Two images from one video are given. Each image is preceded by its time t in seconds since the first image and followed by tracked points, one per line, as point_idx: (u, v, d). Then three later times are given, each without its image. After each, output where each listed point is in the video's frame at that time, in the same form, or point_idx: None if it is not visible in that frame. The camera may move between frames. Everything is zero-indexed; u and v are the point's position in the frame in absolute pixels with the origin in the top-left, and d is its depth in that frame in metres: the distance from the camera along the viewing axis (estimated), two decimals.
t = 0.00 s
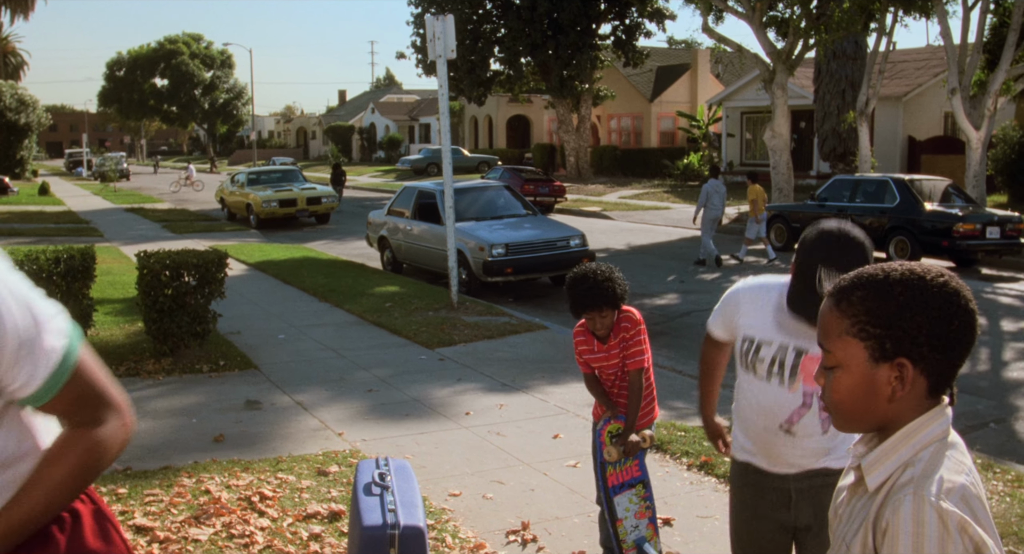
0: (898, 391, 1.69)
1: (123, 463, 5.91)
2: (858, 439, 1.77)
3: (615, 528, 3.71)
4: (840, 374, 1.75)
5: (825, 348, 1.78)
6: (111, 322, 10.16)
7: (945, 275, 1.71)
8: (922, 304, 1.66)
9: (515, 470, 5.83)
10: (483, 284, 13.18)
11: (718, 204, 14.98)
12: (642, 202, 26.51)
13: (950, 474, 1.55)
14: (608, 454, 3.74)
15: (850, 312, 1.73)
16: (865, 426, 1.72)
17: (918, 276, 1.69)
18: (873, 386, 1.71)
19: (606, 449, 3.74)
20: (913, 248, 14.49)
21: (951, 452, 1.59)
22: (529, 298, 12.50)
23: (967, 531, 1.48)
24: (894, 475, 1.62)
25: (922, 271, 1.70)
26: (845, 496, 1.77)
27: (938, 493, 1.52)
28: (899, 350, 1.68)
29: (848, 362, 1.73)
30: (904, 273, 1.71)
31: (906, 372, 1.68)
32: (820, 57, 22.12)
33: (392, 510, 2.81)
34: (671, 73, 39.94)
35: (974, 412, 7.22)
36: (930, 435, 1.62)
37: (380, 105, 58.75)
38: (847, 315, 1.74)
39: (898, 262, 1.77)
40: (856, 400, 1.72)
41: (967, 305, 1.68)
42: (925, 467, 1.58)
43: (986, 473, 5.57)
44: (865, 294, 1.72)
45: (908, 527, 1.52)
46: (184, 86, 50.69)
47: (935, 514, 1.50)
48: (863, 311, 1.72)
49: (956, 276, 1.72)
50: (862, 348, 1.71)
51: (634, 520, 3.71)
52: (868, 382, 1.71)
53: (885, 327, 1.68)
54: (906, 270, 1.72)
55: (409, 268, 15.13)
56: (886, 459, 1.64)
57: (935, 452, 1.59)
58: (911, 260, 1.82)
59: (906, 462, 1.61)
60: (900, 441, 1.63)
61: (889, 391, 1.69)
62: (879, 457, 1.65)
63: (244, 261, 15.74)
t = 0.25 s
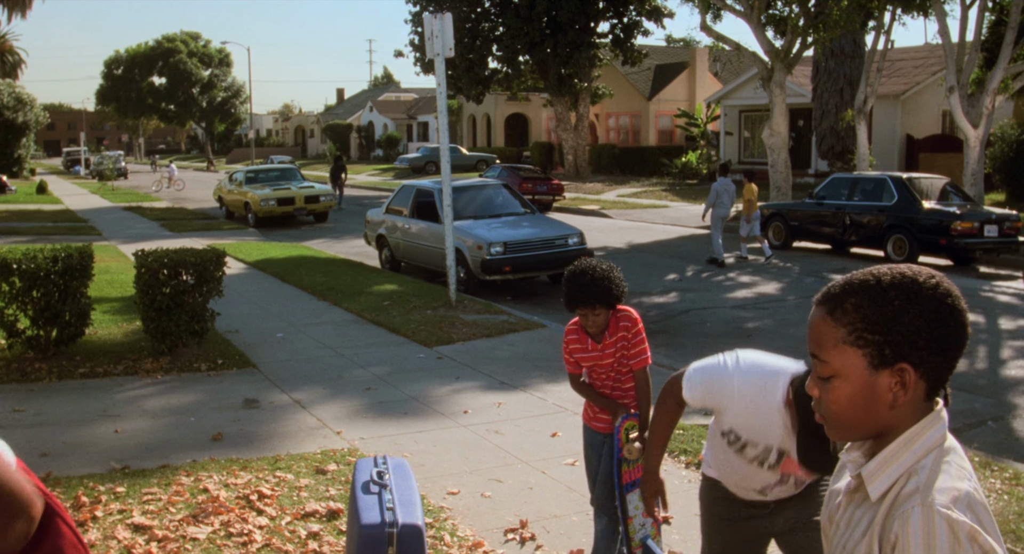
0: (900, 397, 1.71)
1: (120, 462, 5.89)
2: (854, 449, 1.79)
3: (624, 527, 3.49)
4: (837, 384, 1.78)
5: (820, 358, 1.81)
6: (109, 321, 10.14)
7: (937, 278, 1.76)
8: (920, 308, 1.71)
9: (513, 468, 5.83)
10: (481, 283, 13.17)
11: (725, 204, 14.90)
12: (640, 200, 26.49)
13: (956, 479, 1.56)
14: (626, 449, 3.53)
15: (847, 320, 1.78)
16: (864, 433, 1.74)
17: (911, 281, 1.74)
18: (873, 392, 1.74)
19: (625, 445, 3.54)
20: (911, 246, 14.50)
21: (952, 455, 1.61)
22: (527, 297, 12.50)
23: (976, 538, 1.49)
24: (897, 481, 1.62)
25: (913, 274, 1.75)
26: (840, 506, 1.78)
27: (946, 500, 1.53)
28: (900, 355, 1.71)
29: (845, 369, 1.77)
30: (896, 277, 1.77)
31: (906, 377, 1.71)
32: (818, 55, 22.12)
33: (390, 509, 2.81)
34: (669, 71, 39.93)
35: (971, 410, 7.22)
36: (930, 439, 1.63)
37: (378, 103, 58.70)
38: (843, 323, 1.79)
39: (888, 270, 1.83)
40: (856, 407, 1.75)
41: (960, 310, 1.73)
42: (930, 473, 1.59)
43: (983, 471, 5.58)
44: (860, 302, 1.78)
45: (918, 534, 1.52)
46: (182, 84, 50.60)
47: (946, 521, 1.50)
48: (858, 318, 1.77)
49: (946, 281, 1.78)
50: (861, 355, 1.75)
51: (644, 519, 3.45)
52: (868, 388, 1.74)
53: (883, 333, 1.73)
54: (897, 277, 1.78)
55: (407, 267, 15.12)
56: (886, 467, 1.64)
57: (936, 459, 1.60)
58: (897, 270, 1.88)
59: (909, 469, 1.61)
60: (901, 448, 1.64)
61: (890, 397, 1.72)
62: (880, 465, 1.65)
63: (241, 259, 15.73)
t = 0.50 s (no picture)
0: (881, 392, 1.52)
1: (119, 460, 5.90)
2: (823, 452, 1.57)
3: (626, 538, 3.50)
4: (817, 380, 1.55)
5: (795, 354, 1.58)
6: (108, 320, 10.14)
7: (912, 275, 1.59)
8: (901, 302, 1.53)
9: (512, 467, 5.83)
10: (480, 282, 13.17)
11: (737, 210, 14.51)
12: (639, 199, 26.55)
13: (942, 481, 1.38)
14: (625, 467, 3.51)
15: (825, 314, 1.55)
16: (839, 435, 1.52)
17: (889, 276, 1.56)
18: (854, 390, 1.53)
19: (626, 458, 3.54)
20: (910, 245, 14.52)
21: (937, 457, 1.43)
22: (526, 295, 12.50)
23: (966, 533, 1.33)
24: (880, 482, 1.42)
25: (891, 270, 1.57)
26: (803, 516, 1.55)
27: (932, 495, 1.37)
28: (882, 349, 1.51)
29: (825, 367, 1.54)
30: (874, 271, 1.57)
31: (888, 371, 1.52)
32: (817, 54, 22.13)
33: (389, 507, 2.80)
34: (669, 70, 39.96)
35: (970, 409, 7.23)
36: (911, 437, 1.45)
37: (378, 102, 58.78)
38: (821, 317, 1.56)
39: (858, 265, 1.64)
40: (836, 407, 1.53)
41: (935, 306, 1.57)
42: (915, 471, 1.41)
43: (981, 470, 5.58)
44: (841, 295, 1.55)
45: (910, 531, 1.36)
46: (181, 83, 50.65)
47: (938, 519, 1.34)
48: (839, 312, 1.54)
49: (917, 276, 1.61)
50: (842, 351, 1.53)
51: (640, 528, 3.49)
52: (848, 385, 1.53)
53: (866, 327, 1.52)
54: (875, 269, 1.58)
55: (406, 265, 15.12)
56: (867, 466, 1.44)
57: (923, 457, 1.43)
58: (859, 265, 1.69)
59: (891, 467, 1.42)
60: (885, 443, 1.45)
61: (872, 393, 1.52)
62: (860, 464, 1.45)
63: (241, 257, 15.74)
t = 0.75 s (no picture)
0: (821, 376, 1.58)
1: (118, 458, 5.90)
2: (761, 437, 1.63)
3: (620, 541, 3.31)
4: (759, 365, 1.59)
5: (738, 340, 1.61)
6: (108, 318, 10.13)
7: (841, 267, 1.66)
8: (838, 291, 1.59)
9: (511, 466, 5.83)
10: (480, 280, 13.17)
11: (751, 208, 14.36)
12: (639, 197, 26.53)
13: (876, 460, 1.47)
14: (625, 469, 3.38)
15: (767, 302, 1.60)
16: (782, 419, 1.58)
17: (824, 266, 1.62)
18: (795, 374, 1.58)
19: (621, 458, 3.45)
20: (910, 243, 14.52)
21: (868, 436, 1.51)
22: (526, 293, 12.50)
23: (902, 508, 1.43)
24: (819, 462, 1.49)
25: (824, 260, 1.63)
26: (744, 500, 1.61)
27: (870, 472, 1.45)
28: (822, 334, 1.57)
29: (768, 352, 1.59)
30: (809, 262, 1.63)
31: (828, 355, 1.58)
32: (817, 52, 22.11)
33: (389, 505, 2.80)
34: (669, 68, 39.93)
35: (970, 407, 7.22)
36: (846, 422, 1.53)
37: (377, 101, 58.75)
38: (763, 304, 1.60)
39: (792, 257, 1.70)
40: (780, 391, 1.58)
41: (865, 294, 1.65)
42: (852, 451, 1.48)
43: (981, 467, 5.58)
44: (782, 284, 1.60)
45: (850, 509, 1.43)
46: (181, 81, 50.63)
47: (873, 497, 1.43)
48: (781, 299, 1.59)
49: (845, 266, 1.68)
50: (785, 336, 1.58)
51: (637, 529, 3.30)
52: (790, 369, 1.58)
53: (807, 313, 1.57)
54: (809, 259, 1.64)
55: (406, 264, 15.11)
56: (808, 447, 1.51)
57: (857, 440, 1.51)
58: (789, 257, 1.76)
59: (831, 450, 1.50)
60: (823, 425, 1.51)
61: (812, 376, 1.58)
62: (801, 445, 1.51)
63: (241, 256, 15.73)
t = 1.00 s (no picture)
0: (764, 357, 1.73)
1: (119, 457, 5.90)
2: (711, 416, 1.78)
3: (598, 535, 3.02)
4: (706, 347, 1.74)
5: (685, 327, 1.77)
6: (109, 318, 10.12)
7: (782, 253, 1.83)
8: (779, 278, 1.75)
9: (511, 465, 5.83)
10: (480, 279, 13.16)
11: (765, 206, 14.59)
12: (639, 197, 26.50)
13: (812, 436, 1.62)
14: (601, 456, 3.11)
15: (713, 287, 1.76)
16: (730, 399, 1.73)
17: (767, 255, 1.79)
18: (741, 356, 1.73)
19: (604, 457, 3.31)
20: (910, 243, 14.52)
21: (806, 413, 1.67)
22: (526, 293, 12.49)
23: (833, 487, 1.55)
24: (762, 441, 1.64)
25: (768, 251, 1.80)
26: (695, 475, 1.78)
27: (802, 451, 1.59)
28: (766, 317, 1.72)
29: (715, 335, 1.73)
30: (754, 252, 1.80)
31: (771, 337, 1.73)
32: (817, 51, 22.10)
33: (389, 505, 2.80)
34: (669, 67, 39.90)
35: (970, 407, 7.22)
36: (787, 405, 1.68)
37: (377, 100, 58.70)
38: (710, 289, 1.76)
39: (740, 246, 1.86)
40: (726, 371, 1.73)
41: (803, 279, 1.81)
42: (791, 428, 1.63)
43: (981, 467, 5.58)
44: (726, 271, 1.76)
45: (782, 483, 1.57)
46: (180, 81, 50.60)
47: (807, 470, 1.56)
48: (726, 284, 1.75)
49: (785, 255, 1.86)
50: (730, 318, 1.73)
51: (620, 523, 3.01)
52: (735, 350, 1.73)
53: (750, 297, 1.73)
54: (753, 251, 1.80)
55: (406, 263, 15.10)
56: (751, 427, 1.66)
57: (795, 420, 1.66)
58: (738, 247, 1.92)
59: (769, 430, 1.65)
60: (764, 406, 1.67)
61: (756, 358, 1.73)
62: (745, 426, 1.67)
63: (241, 256, 15.72)
